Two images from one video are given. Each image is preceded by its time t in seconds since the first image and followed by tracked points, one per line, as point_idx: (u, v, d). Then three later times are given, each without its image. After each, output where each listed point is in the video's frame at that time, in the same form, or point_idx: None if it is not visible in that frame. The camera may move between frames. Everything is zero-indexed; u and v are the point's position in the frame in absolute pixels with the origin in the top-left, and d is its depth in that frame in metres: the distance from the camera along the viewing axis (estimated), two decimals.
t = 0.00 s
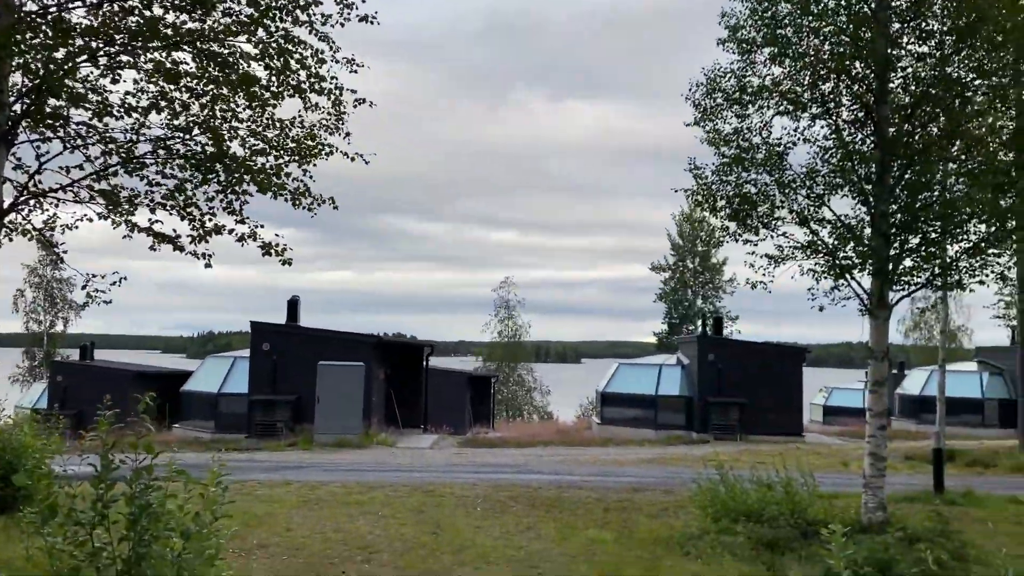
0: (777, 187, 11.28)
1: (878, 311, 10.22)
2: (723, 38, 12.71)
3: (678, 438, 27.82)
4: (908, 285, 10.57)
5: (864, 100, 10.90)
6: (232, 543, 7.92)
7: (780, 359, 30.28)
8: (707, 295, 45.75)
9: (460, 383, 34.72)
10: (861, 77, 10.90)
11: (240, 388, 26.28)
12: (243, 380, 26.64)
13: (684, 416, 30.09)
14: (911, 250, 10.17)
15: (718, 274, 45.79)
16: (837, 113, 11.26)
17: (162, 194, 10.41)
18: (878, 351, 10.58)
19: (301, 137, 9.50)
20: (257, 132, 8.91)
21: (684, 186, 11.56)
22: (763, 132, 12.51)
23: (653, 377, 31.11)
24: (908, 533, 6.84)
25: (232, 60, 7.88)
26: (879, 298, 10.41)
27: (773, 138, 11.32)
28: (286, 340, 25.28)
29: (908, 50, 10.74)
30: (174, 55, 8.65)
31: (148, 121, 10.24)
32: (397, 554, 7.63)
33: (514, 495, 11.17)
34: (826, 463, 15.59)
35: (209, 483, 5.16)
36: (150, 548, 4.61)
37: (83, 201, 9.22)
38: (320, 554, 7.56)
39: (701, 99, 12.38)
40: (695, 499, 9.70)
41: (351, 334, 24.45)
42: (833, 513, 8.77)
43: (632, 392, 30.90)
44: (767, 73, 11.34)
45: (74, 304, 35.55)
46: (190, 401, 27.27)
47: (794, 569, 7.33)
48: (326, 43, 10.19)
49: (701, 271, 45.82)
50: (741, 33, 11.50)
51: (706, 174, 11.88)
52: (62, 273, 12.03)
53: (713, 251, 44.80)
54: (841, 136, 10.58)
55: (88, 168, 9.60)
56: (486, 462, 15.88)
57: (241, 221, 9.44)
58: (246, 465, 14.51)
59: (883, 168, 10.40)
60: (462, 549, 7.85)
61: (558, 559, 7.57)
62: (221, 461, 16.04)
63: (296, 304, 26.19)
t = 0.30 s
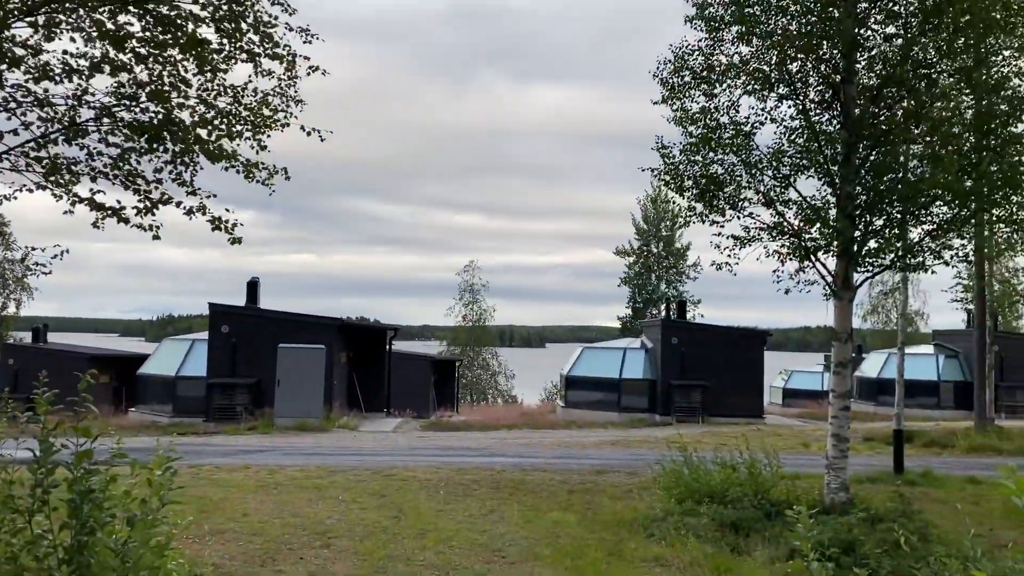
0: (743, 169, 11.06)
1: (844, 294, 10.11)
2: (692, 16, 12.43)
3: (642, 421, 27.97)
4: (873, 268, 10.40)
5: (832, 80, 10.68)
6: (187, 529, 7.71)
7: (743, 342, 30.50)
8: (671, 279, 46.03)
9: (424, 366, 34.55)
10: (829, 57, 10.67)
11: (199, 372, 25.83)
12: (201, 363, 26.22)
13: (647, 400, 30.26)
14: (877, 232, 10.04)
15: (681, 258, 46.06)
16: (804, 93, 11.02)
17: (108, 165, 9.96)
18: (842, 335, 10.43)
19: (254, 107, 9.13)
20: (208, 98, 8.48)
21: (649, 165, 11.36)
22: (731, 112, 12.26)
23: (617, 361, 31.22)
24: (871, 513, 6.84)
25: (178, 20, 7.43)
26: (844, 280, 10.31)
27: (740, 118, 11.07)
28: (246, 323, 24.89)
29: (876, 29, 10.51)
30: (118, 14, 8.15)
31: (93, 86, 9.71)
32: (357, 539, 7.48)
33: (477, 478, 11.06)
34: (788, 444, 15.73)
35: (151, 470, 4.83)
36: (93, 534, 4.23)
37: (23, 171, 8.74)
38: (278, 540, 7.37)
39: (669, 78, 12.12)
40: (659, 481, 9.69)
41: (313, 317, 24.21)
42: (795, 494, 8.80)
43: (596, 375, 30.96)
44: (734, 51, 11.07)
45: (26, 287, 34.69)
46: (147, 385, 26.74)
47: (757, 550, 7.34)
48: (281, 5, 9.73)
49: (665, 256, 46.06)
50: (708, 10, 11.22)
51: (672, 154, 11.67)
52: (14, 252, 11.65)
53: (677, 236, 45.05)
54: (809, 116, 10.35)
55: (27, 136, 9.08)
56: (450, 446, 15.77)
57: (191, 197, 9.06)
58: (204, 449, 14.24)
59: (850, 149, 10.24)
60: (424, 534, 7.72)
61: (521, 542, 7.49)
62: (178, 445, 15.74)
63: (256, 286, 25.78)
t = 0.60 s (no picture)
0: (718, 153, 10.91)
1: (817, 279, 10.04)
2: None
3: (613, 408, 28.03)
4: (846, 254, 10.32)
5: (808, 64, 10.52)
6: (149, 518, 7.52)
7: (714, 330, 30.66)
8: (642, 268, 46.13)
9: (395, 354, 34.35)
10: (805, 40, 10.49)
11: (165, 359, 25.42)
12: (168, 350, 25.78)
13: (619, 387, 30.25)
14: (851, 217, 9.98)
15: (653, 247, 46.18)
16: (780, 76, 10.86)
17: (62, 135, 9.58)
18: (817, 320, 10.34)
19: (214, 77, 8.72)
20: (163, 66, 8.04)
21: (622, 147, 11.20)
22: (707, 94, 12.09)
23: (589, 348, 31.25)
24: (843, 499, 6.80)
25: None
26: (817, 265, 10.24)
27: (715, 101, 10.91)
28: (213, 309, 24.51)
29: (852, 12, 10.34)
30: None
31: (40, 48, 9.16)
32: (325, 528, 7.34)
33: (447, 465, 10.94)
34: (758, 431, 15.78)
35: (102, 460, 4.61)
36: (40, 526, 4.01)
37: None
38: (242, 529, 7.21)
39: (645, 59, 11.93)
40: (631, 468, 9.64)
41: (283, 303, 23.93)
42: (767, 481, 8.79)
43: (568, 362, 30.94)
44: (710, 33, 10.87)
45: None
46: (111, 373, 26.26)
47: (729, 537, 7.30)
48: None
49: (637, 244, 46.15)
50: None
51: (646, 138, 11.53)
52: None
53: (650, 224, 45.16)
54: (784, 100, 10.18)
55: None
56: (420, 433, 15.64)
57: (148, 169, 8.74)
58: (168, 437, 13.97)
59: (825, 133, 10.15)
60: (392, 522, 7.60)
61: (491, 530, 7.39)
62: (143, 433, 15.45)
63: (224, 272, 25.39)
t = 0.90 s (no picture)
0: (700, 139, 10.69)
1: (799, 268, 9.88)
2: None
3: (590, 399, 27.96)
4: (828, 243, 10.18)
5: (792, 49, 10.32)
6: (111, 514, 7.25)
7: (691, 320, 30.67)
8: (619, 258, 46.03)
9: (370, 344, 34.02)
10: (789, 25, 10.28)
11: (134, 349, 24.95)
12: (136, 339, 25.32)
13: (596, 377, 30.16)
14: (834, 205, 9.83)
15: (630, 238, 46.08)
16: (763, 62, 10.64)
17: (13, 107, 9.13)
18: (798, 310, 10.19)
19: (174, 52, 8.29)
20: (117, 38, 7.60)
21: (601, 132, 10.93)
22: (689, 79, 11.86)
23: (566, 339, 31.13)
24: (826, 493, 6.68)
25: None
26: (800, 254, 10.08)
27: (697, 86, 10.68)
28: (183, 298, 24.09)
29: None
30: None
31: None
32: (294, 524, 7.13)
33: (422, 458, 10.74)
34: (736, 422, 15.73)
35: (50, 457, 4.33)
36: None
37: None
38: (207, 526, 6.97)
39: (626, 42, 11.67)
40: (609, 461, 9.50)
41: (255, 291, 23.76)
42: (748, 473, 8.70)
43: (545, 352, 30.80)
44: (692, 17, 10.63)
45: None
46: (79, 363, 25.75)
47: (711, 532, 7.17)
48: None
49: (614, 235, 46.02)
50: None
51: (627, 124, 11.29)
52: None
53: (627, 215, 45.06)
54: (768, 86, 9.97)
55: None
56: (395, 425, 15.40)
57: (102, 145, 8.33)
58: (134, 430, 13.62)
59: (808, 120, 9.97)
60: (364, 518, 7.40)
61: (467, 526, 7.20)
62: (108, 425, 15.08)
63: (194, 260, 24.95)
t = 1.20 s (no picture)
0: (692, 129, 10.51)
1: (793, 262, 9.78)
2: None
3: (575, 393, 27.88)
4: (821, 235, 10.04)
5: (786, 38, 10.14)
6: (87, 511, 7.07)
7: (678, 313, 30.61)
8: (605, 253, 45.97)
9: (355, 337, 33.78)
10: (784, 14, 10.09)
11: (115, 342, 24.63)
12: (117, 332, 25.01)
13: (583, 371, 30.15)
14: (828, 197, 9.74)
15: (616, 232, 46.01)
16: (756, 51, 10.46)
17: None
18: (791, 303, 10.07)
19: (151, 33, 8.06)
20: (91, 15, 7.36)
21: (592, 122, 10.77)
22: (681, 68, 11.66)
23: (553, 332, 31.05)
24: (819, 488, 6.60)
25: None
26: (793, 246, 9.98)
27: (690, 76, 10.49)
28: (165, 290, 23.82)
29: None
30: None
31: None
32: (278, 520, 6.97)
33: (407, 453, 10.59)
34: (724, 417, 15.67)
35: (17, 451, 4.14)
36: None
37: None
38: (187, 523, 6.80)
39: (617, 30, 11.46)
40: (599, 455, 9.39)
41: (238, 284, 23.58)
42: (739, 468, 8.62)
43: (532, 346, 30.70)
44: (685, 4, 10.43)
45: None
46: (59, 355, 25.41)
47: (704, 528, 7.07)
48: None
49: (600, 230, 45.93)
50: None
51: (618, 114, 11.13)
52: None
53: (613, 210, 45.00)
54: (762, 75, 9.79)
55: None
56: (381, 419, 15.24)
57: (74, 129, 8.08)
58: (114, 423, 13.40)
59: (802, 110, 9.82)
60: (349, 514, 7.25)
61: (455, 523, 7.06)
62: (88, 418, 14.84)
63: (176, 251, 24.64)
